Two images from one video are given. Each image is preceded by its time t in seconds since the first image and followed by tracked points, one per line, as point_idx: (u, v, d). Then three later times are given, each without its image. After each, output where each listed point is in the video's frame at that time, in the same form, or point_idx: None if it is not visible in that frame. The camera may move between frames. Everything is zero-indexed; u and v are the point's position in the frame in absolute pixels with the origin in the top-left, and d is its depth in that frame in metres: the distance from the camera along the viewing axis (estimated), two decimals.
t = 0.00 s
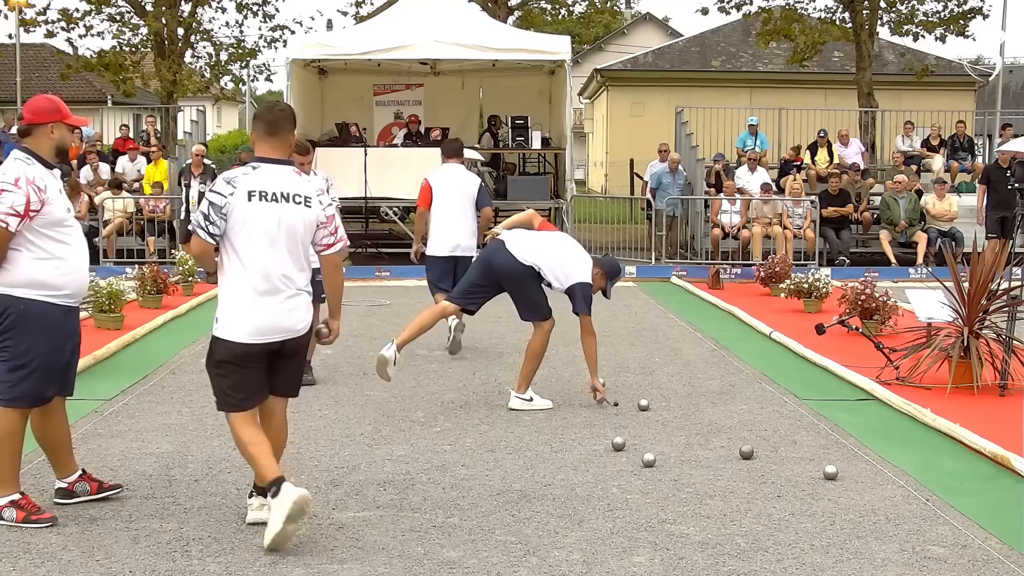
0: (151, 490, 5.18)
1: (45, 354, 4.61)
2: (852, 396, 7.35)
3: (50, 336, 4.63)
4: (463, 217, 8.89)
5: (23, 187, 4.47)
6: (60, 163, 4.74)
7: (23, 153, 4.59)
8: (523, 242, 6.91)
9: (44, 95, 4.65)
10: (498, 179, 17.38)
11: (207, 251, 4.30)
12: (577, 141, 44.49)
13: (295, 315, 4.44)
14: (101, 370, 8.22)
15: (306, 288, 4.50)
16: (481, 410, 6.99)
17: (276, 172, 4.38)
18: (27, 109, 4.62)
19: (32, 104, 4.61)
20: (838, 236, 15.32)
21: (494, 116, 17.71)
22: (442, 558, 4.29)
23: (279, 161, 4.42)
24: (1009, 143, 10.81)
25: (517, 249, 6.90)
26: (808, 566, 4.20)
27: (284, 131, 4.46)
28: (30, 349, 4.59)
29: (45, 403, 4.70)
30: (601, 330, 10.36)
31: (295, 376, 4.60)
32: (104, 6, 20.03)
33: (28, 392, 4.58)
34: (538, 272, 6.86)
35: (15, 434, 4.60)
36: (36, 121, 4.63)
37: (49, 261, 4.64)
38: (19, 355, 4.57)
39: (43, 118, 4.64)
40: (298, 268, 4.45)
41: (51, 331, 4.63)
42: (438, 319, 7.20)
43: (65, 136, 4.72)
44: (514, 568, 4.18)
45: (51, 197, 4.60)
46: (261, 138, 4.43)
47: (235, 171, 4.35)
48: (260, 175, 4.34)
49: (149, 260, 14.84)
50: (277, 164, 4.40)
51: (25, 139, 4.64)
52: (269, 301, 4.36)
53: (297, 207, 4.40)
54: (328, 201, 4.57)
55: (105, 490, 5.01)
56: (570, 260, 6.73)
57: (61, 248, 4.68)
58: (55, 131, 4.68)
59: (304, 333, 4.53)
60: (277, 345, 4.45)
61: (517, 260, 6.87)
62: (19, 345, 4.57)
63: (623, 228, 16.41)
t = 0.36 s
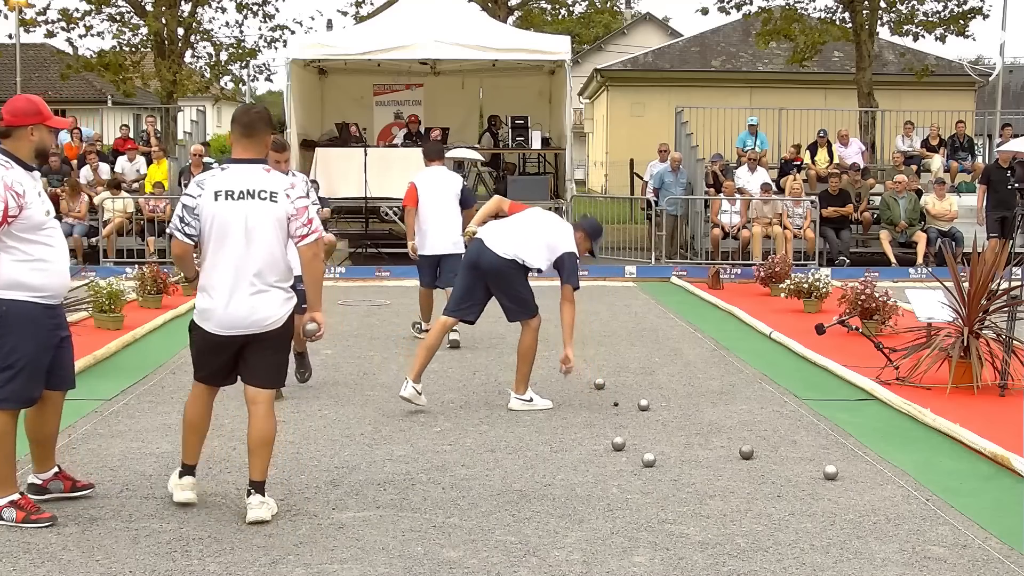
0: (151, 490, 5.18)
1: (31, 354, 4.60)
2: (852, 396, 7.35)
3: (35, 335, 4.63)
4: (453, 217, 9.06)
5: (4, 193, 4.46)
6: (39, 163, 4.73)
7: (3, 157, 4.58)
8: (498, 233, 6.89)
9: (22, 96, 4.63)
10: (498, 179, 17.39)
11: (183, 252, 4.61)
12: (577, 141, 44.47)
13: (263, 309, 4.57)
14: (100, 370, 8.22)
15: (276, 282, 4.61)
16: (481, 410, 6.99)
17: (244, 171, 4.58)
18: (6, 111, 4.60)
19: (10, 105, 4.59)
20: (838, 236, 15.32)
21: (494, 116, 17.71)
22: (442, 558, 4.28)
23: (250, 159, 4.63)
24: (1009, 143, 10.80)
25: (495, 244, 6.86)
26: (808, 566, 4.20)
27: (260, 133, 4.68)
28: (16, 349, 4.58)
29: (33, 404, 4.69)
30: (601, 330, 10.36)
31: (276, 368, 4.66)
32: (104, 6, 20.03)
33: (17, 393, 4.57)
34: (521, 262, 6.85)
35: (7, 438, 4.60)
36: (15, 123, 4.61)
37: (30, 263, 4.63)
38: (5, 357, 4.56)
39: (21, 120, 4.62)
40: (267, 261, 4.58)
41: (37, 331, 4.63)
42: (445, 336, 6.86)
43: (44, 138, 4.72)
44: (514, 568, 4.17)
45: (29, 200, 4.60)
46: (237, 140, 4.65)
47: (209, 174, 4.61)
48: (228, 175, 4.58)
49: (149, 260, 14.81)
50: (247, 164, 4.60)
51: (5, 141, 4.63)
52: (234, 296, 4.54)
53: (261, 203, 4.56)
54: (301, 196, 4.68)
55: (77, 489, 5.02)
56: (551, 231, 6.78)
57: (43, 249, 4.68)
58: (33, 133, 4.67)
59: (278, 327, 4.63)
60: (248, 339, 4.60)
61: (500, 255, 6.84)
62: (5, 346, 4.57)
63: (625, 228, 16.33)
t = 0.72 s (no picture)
0: (151, 490, 5.18)
1: (32, 353, 4.62)
2: (852, 396, 7.35)
3: (35, 335, 4.63)
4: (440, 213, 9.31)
5: None
6: (34, 161, 4.74)
7: None
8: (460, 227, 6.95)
9: (11, 95, 4.62)
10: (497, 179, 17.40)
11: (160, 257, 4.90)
12: (577, 142, 44.45)
13: (217, 309, 4.65)
14: (100, 370, 8.22)
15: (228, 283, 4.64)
16: (481, 410, 6.99)
17: (199, 175, 4.65)
18: None
19: None
20: (838, 236, 15.32)
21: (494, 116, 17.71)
22: (442, 558, 4.29)
23: (208, 162, 4.68)
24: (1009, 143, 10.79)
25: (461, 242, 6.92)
26: (809, 566, 4.20)
27: (228, 138, 4.73)
28: (16, 348, 4.59)
29: (35, 403, 4.71)
30: (601, 330, 10.36)
31: (254, 363, 4.73)
32: (104, 6, 20.03)
33: (18, 393, 4.59)
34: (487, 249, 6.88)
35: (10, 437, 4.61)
36: (8, 124, 4.61)
37: (28, 260, 4.63)
38: (6, 356, 4.58)
39: (14, 120, 4.62)
40: (217, 262, 4.64)
41: (38, 330, 4.64)
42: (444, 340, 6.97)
43: (37, 136, 4.73)
44: (514, 568, 4.17)
45: (24, 196, 4.59)
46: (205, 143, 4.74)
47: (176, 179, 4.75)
48: (185, 179, 4.67)
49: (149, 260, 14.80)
50: (203, 168, 4.66)
51: None
52: (189, 297, 4.68)
53: (206, 205, 4.61)
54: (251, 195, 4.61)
55: (51, 491, 5.01)
56: (495, 189, 6.85)
57: (40, 245, 4.67)
58: (26, 131, 4.68)
59: (239, 325, 4.68)
60: (216, 337, 4.71)
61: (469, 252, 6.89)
62: (5, 346, 4.59)
63: (624, 228, 16.08)
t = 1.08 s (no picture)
0: (151, 491, 5.18)
1: (33, 350, 4.62)
2: (852, 396, 7.35)
3: (37, 333, 4.64)
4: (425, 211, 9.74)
5: (5, 182, 4.48)
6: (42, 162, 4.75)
7: (5, 153, 4.60)
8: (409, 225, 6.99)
9: (27, 99, 4.64)
10: (497, 179, 17.41)
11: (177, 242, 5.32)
12: (576, 142, 44.43)
13: (170, 295, 4.81)
14: (101, 370, 8.22)
15: (183, 269, 4.81)
16: (481, 410, 6.99)
17: (170, 164, 4.87)
18: (11, 114, 4.62)
19: (14, 108, 4.60)
20: (838, 236, 15.32)
21: (494, 116, 17.71)
22: (442, 558, 4.29)
23: (185, 153, 4.88)
24: (1009, 144, 10.79)
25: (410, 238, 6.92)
26: (808, 566, 4.20)
27: (206, 132, 4.93)
28: (17, 346, 4.60)
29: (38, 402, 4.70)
30: (601, 330, 10.36)
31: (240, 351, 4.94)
32: (104, 6, 20.03)
33: (21, 390, 4.59)
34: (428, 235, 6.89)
35: (21, 432, 4.63)
36: (20, 126, 4.63)
37: (29, 256, 4.63)
38: (8, 353, 4.59)
39: (27, 122, 4.64)
40: (175, 250, 4.82)
41: (39, 324, 4.65)
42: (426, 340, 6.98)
43: (47, 138, 4.75)
44: (514, 568, 4.17)
45: (32, 193, 4.60)
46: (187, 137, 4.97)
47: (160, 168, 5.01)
48: (163, 168, 4.91)
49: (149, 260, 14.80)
50: (174, 157, 4.89)
51: (8, 142, 4.65)
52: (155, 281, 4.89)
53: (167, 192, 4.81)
54: (206, 184, 4.76)
55: (51, 491, 5.01)
56: (416, 183, 6.90)
57: (42, 243, 4.68)
58: (38, 133, 4.70)
59: (191, 313, 4.82)
60: (188, 325, 4.85)
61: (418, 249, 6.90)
62: (8, 342, 4.59)
63: (624, 228, 16.07)
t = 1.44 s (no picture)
0: (151, 490, 5.18)
1: (33, 346, 4.62)
2: (852, 396, 7.35)
3: (37, 330, 4.64)
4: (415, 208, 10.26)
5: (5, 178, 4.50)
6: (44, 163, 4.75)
7: (6, 152, 4.60)
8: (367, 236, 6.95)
9: (31, 101, 4.61)
10: (497, 179, 17.41)
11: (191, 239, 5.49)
12: (576, 141, 44.42)
13: (152, 293, 4.82)
14: (101, 370, 8.22)
15: (163, 267, 4.80)
16: (481, 410, 6.99)
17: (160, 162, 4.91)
18: (15, 114, 4.61)
19: (18, 108, 4.59)
20: (838, 236, 15.32)
21: (494, 116, 17.71)
22: (442, 558, 4.29)
23: (177, 153, 4.89)
24: (1009, 144, 10.79)
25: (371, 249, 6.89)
26: (808, 566, 4.20)
27: (197, 131, 4.94)
28: (17, 342, 4.60)
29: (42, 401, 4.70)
30: (601, 330, 10.36)
31: (221, 353, 4.90)
32: (104, 6, 20.03)
33: (25, 387, 4.59)
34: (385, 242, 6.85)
35: (27, 427, 4.63)
36: (23, 126, 4.62)
37: (28, 254, 4.64)
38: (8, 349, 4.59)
39: (30, 122, 4.62)
40: (158, 247, 4.82)
41: (39, 321, 4.65)
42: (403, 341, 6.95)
43: (51, 139, 4.73)
44: (514, 568, 4.17)
45: (31, 191, 4.61)
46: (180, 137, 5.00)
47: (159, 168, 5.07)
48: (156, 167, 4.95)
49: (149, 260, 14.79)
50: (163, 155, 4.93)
51: (10, 141, 4.66)
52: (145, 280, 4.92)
53: (152, 191, 4.83)
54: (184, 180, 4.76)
55: (52, 492, 5.00)
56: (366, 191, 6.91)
57: (41, 241, 4.68)
58: (40, 134, 4.68)
59: (171, 309, 4.82)
60: (170, 321, 4.85)
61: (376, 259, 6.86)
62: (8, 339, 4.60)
63: (624, 228, 16.12)
